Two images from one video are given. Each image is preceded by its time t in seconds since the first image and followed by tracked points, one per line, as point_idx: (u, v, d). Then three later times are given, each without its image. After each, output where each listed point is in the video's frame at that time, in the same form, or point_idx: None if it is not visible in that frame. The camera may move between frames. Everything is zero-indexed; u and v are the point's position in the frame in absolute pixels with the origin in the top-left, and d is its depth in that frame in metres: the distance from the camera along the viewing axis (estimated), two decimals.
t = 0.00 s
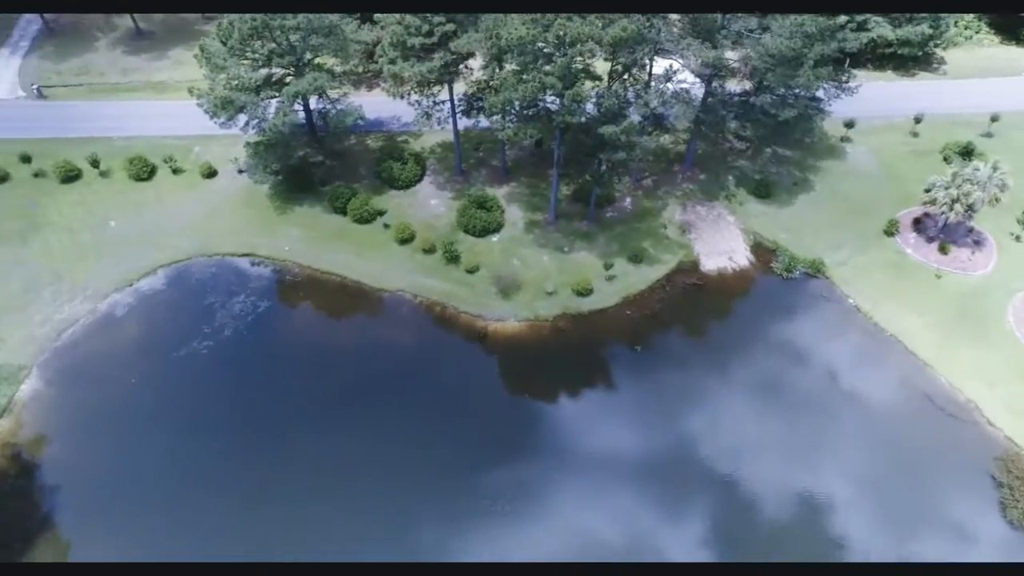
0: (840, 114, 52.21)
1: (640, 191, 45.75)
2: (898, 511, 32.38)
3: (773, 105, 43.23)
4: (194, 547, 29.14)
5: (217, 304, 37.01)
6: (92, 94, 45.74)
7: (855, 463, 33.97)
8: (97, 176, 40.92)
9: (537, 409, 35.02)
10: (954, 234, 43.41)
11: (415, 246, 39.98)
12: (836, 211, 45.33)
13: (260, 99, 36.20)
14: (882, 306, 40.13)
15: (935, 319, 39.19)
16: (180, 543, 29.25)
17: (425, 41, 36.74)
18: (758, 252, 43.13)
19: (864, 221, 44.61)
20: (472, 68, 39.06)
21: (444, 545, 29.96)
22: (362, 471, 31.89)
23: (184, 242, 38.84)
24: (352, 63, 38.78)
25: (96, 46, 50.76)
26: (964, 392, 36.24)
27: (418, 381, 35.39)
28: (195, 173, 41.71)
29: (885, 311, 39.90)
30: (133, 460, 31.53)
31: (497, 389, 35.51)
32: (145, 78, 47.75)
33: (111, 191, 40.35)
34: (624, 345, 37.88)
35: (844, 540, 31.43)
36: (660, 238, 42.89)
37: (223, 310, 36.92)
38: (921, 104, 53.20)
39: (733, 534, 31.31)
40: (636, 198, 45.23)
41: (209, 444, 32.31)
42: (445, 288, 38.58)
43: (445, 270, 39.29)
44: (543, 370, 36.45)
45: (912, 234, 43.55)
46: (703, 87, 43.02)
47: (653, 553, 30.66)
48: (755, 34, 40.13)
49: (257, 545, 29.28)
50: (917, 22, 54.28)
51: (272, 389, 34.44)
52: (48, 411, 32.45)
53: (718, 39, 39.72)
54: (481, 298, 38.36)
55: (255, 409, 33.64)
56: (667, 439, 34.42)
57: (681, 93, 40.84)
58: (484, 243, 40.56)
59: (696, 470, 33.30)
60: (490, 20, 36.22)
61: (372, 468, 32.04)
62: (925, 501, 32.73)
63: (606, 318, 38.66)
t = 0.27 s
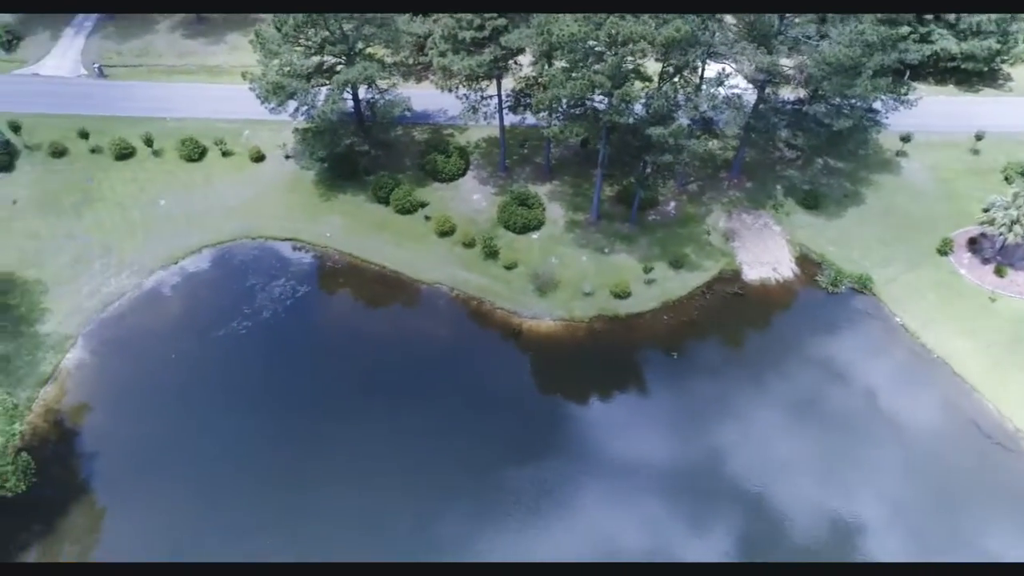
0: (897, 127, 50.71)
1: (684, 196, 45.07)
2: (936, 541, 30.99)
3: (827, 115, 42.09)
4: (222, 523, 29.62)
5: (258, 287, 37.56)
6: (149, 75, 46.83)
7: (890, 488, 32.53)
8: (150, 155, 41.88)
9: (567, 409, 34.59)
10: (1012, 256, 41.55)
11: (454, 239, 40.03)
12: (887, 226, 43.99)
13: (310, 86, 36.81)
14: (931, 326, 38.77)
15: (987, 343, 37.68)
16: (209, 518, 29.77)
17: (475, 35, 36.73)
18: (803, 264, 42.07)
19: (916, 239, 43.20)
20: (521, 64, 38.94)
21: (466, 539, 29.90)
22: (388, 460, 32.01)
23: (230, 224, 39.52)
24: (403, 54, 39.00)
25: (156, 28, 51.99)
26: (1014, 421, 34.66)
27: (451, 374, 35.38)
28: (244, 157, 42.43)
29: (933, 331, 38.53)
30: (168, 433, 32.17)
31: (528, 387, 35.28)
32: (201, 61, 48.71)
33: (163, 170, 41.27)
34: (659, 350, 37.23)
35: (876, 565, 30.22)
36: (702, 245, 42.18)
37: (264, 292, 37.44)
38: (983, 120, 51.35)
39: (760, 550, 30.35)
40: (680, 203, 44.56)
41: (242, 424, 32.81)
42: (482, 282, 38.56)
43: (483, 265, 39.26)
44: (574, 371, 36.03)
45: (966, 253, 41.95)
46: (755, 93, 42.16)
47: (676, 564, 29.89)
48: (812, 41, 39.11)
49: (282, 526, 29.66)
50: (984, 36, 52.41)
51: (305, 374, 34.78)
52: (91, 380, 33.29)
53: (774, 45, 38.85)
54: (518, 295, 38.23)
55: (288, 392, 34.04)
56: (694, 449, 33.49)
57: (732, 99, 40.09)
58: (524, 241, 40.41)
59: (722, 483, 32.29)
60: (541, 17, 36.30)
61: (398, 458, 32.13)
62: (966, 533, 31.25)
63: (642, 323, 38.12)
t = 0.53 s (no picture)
0: (953, 143, 49.15)
1: (728, 202, 44.32)
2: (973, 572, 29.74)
3: (880, 127, 40.87)
4: (248, 503, 30.00)
5: (296, 272, 37.98)
6: (202, 60, 47.68)
7: (923, 517, 31.23)
8: (199, 137, 42.69)
9: (596, 410, 34.20)
10: None
11: (492, 235, 39.99)
12: (938, 243, 42.63)
13: (358, 76, 37.17)
14: (979, 348, 37.42)
15: None
16: (235, 496, 30.17)
17: (524, 30, 36.65)
18: (847, 278, 40.90)
19: (968, 258, 41.76)
20: (569, 62, 38.76)
21: (486, 534, 29.76)
22: (414, 452, 32.06)
23: (272, 208, 40.05)
24: (450, 48, 38.96)
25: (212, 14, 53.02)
26: None
27: (482, 368, 35.32)
28: (290, 143, 42.99)
29: (982, 354, 37.17)
30: (201, 410, 32.72)
31: (560, 386, 35.02)
32: (252, 48, 49.42)
33: (211, 152, 42.04)
34: (693, 357, 36.55)
35: None
36: (743, 253, 41.41)
37: (301, 277, 37.85)
38: None
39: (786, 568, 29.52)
40: (723, 209, 43.82)
41: (273, 405, 33.21)
42: (518, 279, 38.42)
43: (519, 261, 39.12)
44: (605, 373, 35.60)
45: (1020, 276, 40.47)
46: (807, 101, 41.28)
47: None
48: (870, 49, 38.11)
49: (307, 510, 29.90)
50: None
51: (338, 361, 35.03)
52: (130, 353, 34.04)
53: (828, 52, 37.96)
54: (553, 294, 38.01)
55: (320, 378, 34.35)
56: (721, 463, 32.62)
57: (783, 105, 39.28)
58: (562, 240, 40.17)
59: (748, 500, 31.40)
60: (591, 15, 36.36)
61: (425, 450, 32.16)
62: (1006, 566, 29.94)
63: (678, 328, 37.49)
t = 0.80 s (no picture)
0: (1007, 158, 47.51)
1: (768, 209, 43.50)
2: None
3: (931, 139, 39.69)
4: (270, 487, 30.24)
5: (331, 259, 38.28)
6: (249, 47, 48.34)
7: (954, 544, 30.23)
8: (243, 123, 43.31)
9: (622, 414, 33.81)
10: None
11: (527, 232, 39.82)
12: (986, 261, 41.25)
13: (400, 68, 37.33)
14: None
15: None
16: (259, 478, 30.50)
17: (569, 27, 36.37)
18: (888, 292, 39.86)
19: (1017, 278, 40.33)
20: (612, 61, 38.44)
21: (505, 533, 29.58)
22: (436, 445, 32.03)
23: (309, 196, 40.43)
24: (493, 43, 38.88)
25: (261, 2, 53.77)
26: None
27: (509, 365, 35.19)
28: (331, 133, 43.38)
29: None
30: (231, 391, 33.15)
31: (587, 387, 34.73)
32: (298, 37, 49.86)
33: (253, 138, 42.63)
34: (725, 365, 35.91)
35: None
36: (781, 261, 40.57)
37: (335, 265, 38.14)
38: None
39: None
40: (763, 216, 43.02)
41: (301, 390, 33.52)
42: (550, 277, 38.21)
43: (552, 260, 38.89)
44: (634, 377, 35.18)
45: None
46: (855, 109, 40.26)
47: None
48: (924, 58, 36.99)
49: (328, 498, 30.04)
50: None
51: (366, 351, 35.18)
52: (166, 332, 34.65)
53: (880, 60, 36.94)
54: (585, 294, 37.71)
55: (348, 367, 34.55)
56: (748, 478, 31.88)
57: (829, 113, 38.38)
58: (596, 240, 39.84)
59: (773, 518, 30.62)
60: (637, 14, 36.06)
61: (448, 444, 32.12)
62: None
63: (711, 335, 36.85)
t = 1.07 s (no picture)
0: None
1: (809, 219, 42.60)
2: None
3: (984, 153, 38.45)
4: (293, 471, 30.46)
5: (365, 249, 38.51)
6: (295, 36, 48.89)
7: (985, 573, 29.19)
8: (285, 111, 43.84)
9: (649, 418, 33.39)
10: None
11: (561, 230, 39.59)
12: None
13: (443, 61, 37.41)
14: None
15: None
16: (283, 461, 30.78)
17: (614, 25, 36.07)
18: (931, 309, 38.72)
19: None
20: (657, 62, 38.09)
21: (524, 530, 29.37)
22: (460, 439, 31.98)
23: (347, 185, 40.74)
24: (537, 40, 38.75)
25: None
26: None
27: (537, 363, 35.01)
28: (371, 124, 43.67)
29: None
30: (261, 374, 33.57)
31: (615, 388, 34.39)
32: (343, 28, 50.24)
33: (295, 126, 43.11)
34: (757, 374, 35.21)
35: None
36: (820, 272, 39.66)
37: (369, 255, 38.37)
38: None
39: None
40: (803, 225, 42.14)
41: (329, 378, 33.76)
42: (582, 277, 37.93)
43: (586, 259, 38.60)
44: (662, 382, 34.70)
45: None
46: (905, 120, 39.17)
47: None
48: (981, 68, 35.80)
49: (348, 485, 30.19)
50: None
51: (395, 341, 35.29)
52: (201, 313, 35.22)
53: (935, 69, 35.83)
54: (617, 295, 37.34)
55: (376, 356, 34.68)
56: (773, 492, 31.14)
57: (878, 122, 37.41)
58: (631, 241, 39.43)
59: (796, 535, 29.83)
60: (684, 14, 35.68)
61: (472, 438, 32.05)
62: None
63: (744, 343, 36.16)
